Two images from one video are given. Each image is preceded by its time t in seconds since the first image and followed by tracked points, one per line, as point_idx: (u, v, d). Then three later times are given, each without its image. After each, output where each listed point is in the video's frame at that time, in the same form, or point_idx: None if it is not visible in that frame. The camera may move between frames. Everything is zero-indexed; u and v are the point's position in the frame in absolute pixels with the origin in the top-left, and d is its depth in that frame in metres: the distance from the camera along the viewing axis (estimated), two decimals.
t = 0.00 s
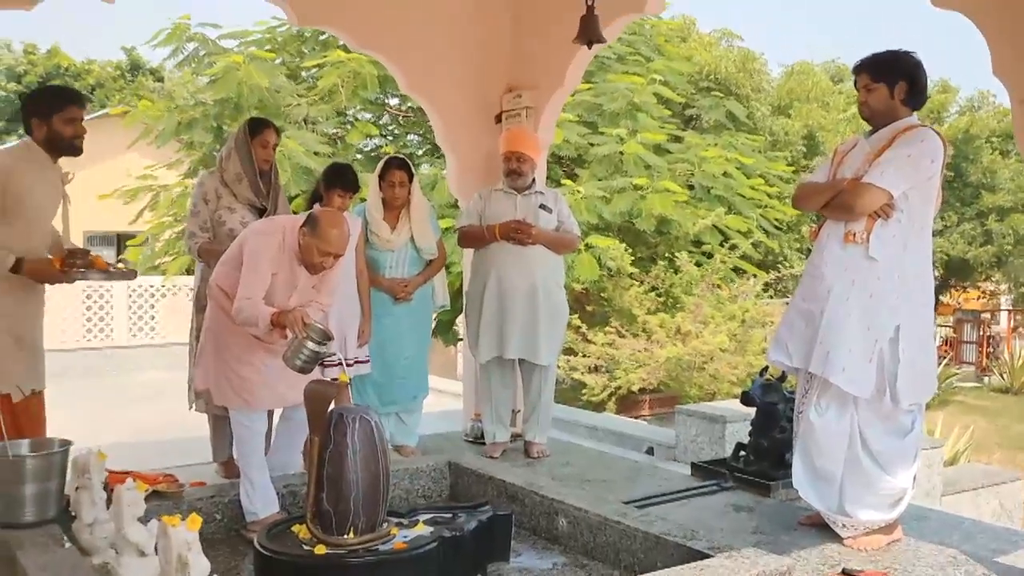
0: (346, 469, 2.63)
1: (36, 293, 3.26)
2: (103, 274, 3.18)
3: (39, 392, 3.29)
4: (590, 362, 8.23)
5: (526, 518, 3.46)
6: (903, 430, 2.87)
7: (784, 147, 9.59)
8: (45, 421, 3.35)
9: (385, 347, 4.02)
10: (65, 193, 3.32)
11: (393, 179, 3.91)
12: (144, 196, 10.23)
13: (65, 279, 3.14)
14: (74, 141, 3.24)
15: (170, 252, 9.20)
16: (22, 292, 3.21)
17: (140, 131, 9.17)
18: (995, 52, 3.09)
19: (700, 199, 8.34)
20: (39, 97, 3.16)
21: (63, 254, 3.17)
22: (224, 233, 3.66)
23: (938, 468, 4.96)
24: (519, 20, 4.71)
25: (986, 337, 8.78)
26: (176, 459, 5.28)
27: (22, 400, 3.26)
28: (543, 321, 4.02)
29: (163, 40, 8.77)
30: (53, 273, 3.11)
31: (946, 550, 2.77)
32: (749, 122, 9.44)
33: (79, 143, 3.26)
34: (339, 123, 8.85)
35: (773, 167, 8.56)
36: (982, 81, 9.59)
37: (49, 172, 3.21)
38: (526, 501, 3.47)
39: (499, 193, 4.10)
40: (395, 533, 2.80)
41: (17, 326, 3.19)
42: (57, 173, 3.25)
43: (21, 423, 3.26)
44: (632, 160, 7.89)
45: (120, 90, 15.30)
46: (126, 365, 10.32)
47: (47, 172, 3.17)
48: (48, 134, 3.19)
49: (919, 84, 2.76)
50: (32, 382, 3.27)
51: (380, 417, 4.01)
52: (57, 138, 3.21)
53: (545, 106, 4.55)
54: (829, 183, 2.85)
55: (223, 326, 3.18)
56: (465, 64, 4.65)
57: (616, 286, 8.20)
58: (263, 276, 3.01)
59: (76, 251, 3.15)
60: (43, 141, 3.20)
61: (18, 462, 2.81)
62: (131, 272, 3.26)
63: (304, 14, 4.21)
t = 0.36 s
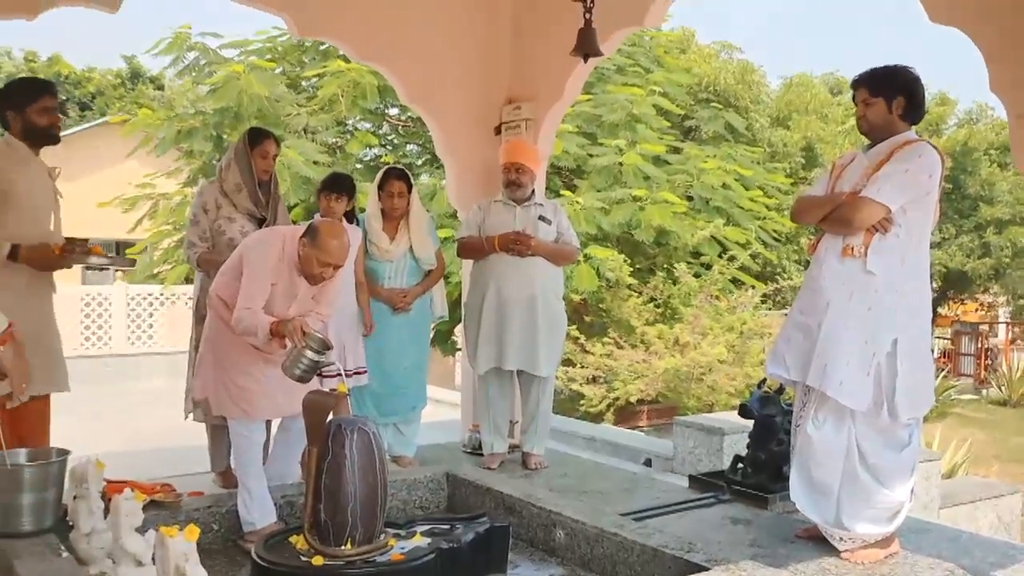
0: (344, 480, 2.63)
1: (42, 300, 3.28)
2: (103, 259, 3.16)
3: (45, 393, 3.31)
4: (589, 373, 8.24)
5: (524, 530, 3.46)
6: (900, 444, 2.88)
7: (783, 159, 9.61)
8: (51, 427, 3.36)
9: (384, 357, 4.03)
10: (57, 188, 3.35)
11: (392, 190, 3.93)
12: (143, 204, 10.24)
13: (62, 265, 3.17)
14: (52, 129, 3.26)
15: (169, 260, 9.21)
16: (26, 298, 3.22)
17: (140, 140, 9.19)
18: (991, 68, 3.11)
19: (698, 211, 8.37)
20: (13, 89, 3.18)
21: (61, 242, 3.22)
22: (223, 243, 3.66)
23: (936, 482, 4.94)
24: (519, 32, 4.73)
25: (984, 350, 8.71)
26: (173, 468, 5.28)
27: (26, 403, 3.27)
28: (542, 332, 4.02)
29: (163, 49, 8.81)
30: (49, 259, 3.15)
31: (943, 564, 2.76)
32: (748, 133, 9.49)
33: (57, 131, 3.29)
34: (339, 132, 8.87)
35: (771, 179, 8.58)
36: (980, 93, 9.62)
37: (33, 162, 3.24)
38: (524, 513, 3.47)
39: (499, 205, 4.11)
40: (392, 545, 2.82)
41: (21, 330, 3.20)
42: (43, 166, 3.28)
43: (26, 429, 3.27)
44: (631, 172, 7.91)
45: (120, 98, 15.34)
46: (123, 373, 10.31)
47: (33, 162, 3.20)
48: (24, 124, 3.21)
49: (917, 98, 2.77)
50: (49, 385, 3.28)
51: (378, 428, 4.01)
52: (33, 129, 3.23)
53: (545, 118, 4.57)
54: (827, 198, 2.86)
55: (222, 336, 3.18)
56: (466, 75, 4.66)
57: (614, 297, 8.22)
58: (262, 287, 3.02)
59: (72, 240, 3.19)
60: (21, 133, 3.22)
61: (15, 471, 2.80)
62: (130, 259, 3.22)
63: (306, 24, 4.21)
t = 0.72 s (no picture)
0: (337, 493, 2.63)
1: (41, 306, 3.27)
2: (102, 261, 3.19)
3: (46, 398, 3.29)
4: (583, 388, 8.24)
5: (517, 544, 3.45)
6: (894, 462, 2.88)
7: (779, 176, 9.64)
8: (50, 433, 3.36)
9: (379, 369, 4.02)
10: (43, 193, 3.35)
11: (389, 203, 3.94)
12: (139, 214, 10.24)
13: (58, 267, 3.17)
14: (34, 135, 3.25)
15: (164, 269, 9.21)
16: (25, 304, 3.21)
17: (138, 149, 9.20)
18: (987, 88, 3.12)
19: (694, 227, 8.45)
20: None
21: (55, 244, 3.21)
22: (219, 253, 3.65)
23: (930, 501, 4.93)
24: (518, 46, 4.74)
25: (978, 368, 8.67)
26: (165, 478, 5.27)
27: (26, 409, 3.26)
28: (538, 346, 4.01)
29: (162, 59, 8.90)
30: (47, 260, 3.15)
31: None
32: (744, 150, 9.54)
33: (40, 136, 3.28)
34: (337, 144, 8.90)
35: (767, 195, 8.61)
36: (975, 113, 9.68)
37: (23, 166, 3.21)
38: (517, 527, 3.46)
39: (496, 219, 4.12)
40: (384, 559, 2.82)
41: (20, 335, 3.19)
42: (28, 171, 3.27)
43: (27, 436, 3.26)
44: (627, 186, 7.92)
45: (118, 107, 15.37)
46: (116, 382, 10.28)
47: (22, 166, 3.19)
48: (8, 129, 3.19)
49: (913, 118, 2.78)
50: (52, 387, 3.28)
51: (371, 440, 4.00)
52: (16, 134, 3.21)
53: (543, 133, 4.59)
54: (823, 216, 2.87)
55: (217, 347, 3.17)
56: (464, 89, 4.68)
57: (610, 311, 8.26)
58: (258, 298, 3.02)
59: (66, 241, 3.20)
60: (5, 138, 3.21)
61: (8, 480, 2.77)
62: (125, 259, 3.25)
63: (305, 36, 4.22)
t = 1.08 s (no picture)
0: (334, 509, 2.61)
1: (43, 320, 3.26)
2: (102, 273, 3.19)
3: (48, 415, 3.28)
4: (582, 404, 8.22)
5: (515, 562, 3.42)
6: (895, 481, 2.87)
7: (778, 194, 9.67)
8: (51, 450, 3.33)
9: (376, 385, 4.01)
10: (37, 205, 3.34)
11: (388, 219, 3.94)
12: (139, 229, 10.25)
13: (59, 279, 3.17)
14: (30, 148, 3.24)
15: (163, 284, 9.21)
16: (28, 318, 3.20)
17: (138, 164, 9.23)
18: (987, 106, 3.13)
19: (693, 244, 8.46)
20: None
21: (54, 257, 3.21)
22: (219, 269, 3.65)
23: (930, 519, 4.91)
24: (518, 63, 4.76)
25: (978, 387, 8.79)
26: (162, 494, 5.25)
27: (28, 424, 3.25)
28: (536, 363, 4.00)
29: (163, 75, 8.93)
30: (48, 271, 3.15)
31: None
32: (744, 167, 9.57)
33: (33, 150, 3.27)
34: (337, 159, 8.92)
35: (766, 213, 8.64)
36: (974, 132, 9.71)
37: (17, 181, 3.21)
38: (515, 545, 3.43)
39: (495, 235, 4.12)
40: None
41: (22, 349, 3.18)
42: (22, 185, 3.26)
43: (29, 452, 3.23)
44: (627, 204, 7.94)
45: (119, 122, 15.42)
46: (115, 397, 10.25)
47: (17, 180, 3.18)
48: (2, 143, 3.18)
49: (914, 138, 2.79)
50: (54, 401, 3.27)
51: (369, 456, 3.98)
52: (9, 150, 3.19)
53: (543, 149, 4.60)
54: (822, 233, 2.87)
55: (215, 363, 3.17)
56: (464, 106, 4.69)
57: (609, 328, 8.26)
58: (257, 313, 3.01)
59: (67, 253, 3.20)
60: None
61: (4, 495, 2.76)
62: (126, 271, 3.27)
63: (306, 52, 4.24)
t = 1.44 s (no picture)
0: (341, 517, 2.61)
1: (50, 326, 3.27)
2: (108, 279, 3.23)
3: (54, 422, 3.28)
4: (589, 412, 8.20)
5: (522, 571, 3.41)
6: (903, 489, 2.87)
7: (785, 201, 9.66)
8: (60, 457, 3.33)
9: (383, 392, 4.00)
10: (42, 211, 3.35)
11: (394, 226, 3.95)
12: (147, 237, 10.29)
13: (66, 286, 3.19)
14: (34, 157, 3.25)
15: (171, 292, 9.24)
16: (36, 324, 3.22)
17: (146, 173, 9.27)
18: (995, 113, 3.11)
19: (700, 251, 8.44)
20: None
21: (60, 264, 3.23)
22: (227, 277, 3.65)
23: (939, 527, 4.88)
24: (523, 71, 4.77)
25: (986, 395, 8.97)
26: (170, 502, 5.26)
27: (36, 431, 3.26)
28: (543, 370, 3.99)
29: (172, 84, 8.98)
30: (57, 278, 3.17)
31: None
32: (750, 174, 9.56)
33: (38, 159, 3.27)
34: (343, 167, 8.95)
35: (773, 220, 8.63)
36: (981, 138, 9.68)
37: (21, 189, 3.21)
38: (522, 553, 3.42)
39: (502, 242, 4.13)
40: None
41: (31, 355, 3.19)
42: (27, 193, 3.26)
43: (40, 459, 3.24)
44: (634, 212, 7.91)
45: (127, 131, 15.50)
46: (123, 405, 10.27)
47: (21, 188, 3.18)
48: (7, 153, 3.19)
49: (925, 147, 2.79)
50: (63, 408, 3.29)
51: (376, 464, 3.98)
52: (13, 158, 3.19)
53: (548, 157, 4.60)
54: (829, 240, 2.86)
55: (223, 370, 3.17)
56: (470, 114, 4.70)
57: (616, 336, 8.22)
58: (264, 320, 3.02)
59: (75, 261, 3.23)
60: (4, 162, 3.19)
61: (12, 503, 2.76)
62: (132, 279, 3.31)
63: (312, 62, 4.26)
